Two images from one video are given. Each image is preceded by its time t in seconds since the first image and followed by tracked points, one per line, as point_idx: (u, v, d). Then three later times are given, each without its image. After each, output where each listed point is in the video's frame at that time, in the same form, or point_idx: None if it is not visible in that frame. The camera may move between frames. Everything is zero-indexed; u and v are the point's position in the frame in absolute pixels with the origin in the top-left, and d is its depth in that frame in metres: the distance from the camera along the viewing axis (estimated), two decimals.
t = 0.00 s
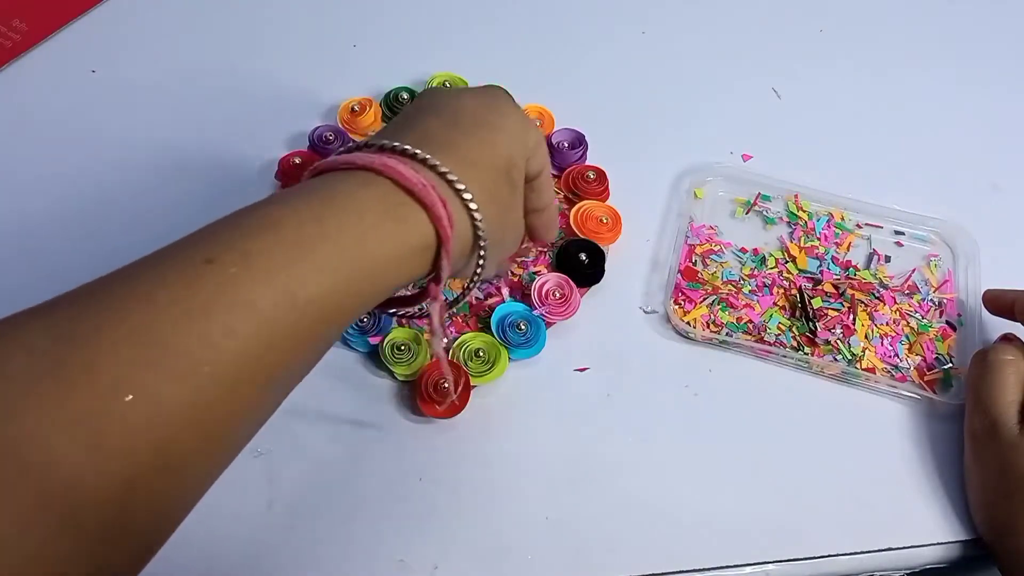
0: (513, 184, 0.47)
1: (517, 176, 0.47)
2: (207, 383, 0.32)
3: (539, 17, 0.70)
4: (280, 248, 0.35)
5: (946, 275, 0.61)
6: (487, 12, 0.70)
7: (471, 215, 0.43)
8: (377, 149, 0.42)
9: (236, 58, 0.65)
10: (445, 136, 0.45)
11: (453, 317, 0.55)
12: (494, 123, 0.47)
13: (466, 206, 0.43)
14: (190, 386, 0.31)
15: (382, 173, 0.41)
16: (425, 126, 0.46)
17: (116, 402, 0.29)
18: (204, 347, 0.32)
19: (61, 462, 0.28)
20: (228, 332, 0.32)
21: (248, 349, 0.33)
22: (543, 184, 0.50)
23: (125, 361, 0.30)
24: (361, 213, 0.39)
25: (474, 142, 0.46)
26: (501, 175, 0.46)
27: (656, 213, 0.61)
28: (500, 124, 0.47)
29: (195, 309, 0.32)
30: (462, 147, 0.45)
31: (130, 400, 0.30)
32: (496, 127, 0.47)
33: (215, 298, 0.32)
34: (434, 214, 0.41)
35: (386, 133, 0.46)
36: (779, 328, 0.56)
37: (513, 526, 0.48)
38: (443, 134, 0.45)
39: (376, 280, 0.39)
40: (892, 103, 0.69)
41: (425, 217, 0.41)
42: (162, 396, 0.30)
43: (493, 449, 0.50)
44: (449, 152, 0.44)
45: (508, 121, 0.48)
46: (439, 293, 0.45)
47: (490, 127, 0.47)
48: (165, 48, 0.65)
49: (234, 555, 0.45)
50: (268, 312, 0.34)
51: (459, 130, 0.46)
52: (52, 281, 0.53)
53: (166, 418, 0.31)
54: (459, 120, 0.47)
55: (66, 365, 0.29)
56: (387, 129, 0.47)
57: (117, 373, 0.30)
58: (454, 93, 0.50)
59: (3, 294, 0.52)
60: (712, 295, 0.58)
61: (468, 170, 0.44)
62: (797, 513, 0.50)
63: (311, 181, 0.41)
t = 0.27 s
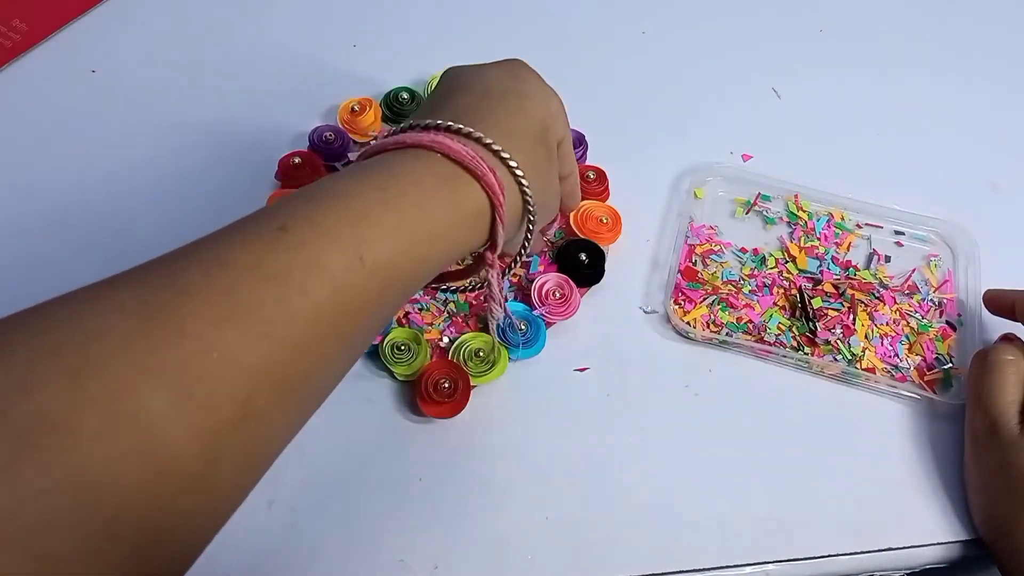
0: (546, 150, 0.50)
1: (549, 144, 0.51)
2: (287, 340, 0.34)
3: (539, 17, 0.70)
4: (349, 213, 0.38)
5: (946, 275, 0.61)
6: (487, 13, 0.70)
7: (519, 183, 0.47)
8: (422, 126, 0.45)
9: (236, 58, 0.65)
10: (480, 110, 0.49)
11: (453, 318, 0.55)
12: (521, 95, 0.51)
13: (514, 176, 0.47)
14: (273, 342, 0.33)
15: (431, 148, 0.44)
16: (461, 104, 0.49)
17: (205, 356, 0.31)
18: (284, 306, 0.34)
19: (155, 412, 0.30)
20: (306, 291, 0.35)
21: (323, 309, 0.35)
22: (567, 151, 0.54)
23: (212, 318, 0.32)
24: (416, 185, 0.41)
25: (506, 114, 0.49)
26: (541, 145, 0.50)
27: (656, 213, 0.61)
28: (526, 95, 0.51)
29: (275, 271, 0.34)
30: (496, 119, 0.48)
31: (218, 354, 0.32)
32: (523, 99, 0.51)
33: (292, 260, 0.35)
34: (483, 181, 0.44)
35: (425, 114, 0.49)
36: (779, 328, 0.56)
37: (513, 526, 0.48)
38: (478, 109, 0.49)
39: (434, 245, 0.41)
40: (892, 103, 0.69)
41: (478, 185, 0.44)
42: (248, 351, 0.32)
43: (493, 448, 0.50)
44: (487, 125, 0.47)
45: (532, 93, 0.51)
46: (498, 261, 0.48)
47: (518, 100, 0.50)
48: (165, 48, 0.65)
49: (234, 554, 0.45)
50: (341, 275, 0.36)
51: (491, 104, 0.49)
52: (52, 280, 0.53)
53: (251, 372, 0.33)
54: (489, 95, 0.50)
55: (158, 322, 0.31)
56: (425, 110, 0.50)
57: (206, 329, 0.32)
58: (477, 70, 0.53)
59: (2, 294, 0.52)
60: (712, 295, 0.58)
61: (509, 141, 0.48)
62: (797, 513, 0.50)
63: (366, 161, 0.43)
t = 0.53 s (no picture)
0: (547, 134, 0.51)
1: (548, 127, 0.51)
2: (294, 324, 0.34)
3: (539, 17, 0.70)
4: (358, 197, 0.38)
5: (946, 274, 0.61)
6: (487, 13, 0.70)
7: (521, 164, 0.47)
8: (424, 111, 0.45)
9: (235, 58, 0.65)
10: (479, 94, 0.49)
11: (453, 318, 0.55)
12: (519, 80, 0.51)
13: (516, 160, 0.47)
14: (281, 324, 0.33)
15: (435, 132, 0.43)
16: (461, 89, 0.49)
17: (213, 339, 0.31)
18: (292, 290, 0.34)
19: (162, 395, 0.30)
20: (313, 275, 0.35)
21: (330, 293, 0.35)
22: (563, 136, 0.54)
23: (220, 303, 0.32)
24: (423, 169, 0.41)
25: (505, 99, 0.49)
26: (541, 127, 0.50)
27: (656, 213, 0.61)
28: (524, 80, 0.51)
29: (284, 254, 0.34)
30: (496, 103, 0.48)
31: (227, 336, 0.32)
32: (523, 84, 0.51)
33: (300, 243, 0.35)
34: (488, 162, 0.44)
35: (425, 99, 0.49)
36: (779, 328, 0.56)
37: (514, 526, 0.48)
38: (478, 93, 0.49)
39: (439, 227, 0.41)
40: (892, 103, 0.69)
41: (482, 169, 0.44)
42: (255, 333, 0.33)
43: (493, 448, 0.50)
44: (488, 109, 0.48)
45: (531, 79, 0.52)
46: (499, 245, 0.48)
47: (517, 84, 0.51)
48: (165, 48, 0.65)
49: (234, 553, 0.45)
50: (348, 259, 0.36)
51: (491, 88, 0.49)
52: (51, 280, 0.53)
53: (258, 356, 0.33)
54: (487, 79, 0.50)
55: (167, 305, 0.31)
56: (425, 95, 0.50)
57: (214, 312, 0.32)
58: (475, 55, 0.53)
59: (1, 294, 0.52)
60: (712, 295, 0.58)
61: (511, 124, 0.48)
62: (796, 512, 0.50)
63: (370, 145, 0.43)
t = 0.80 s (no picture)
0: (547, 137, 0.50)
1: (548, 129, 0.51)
2: (290, 329, 0.34)
3: (539, 17, 0.70)
4: (356, 197, 0.38)
5: (946, 274, 0.61)
6: (487, 13, 0.70)
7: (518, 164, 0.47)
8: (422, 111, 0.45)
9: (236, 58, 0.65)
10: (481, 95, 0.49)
11: (453, 318, 0.55)
12: (522, 81, 0.51)
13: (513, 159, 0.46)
14: (279, 328, 0.33)
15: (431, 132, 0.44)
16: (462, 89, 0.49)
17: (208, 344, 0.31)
18: (288, 293, 0.34)
19: (156, 401, 0.30)
20: (312, 278, 0.34)
21: (326, 297, 0.35)
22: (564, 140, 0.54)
23: (216, 306, 0.32)
24: (420, 170, 0.41)
25: (507, 100, 0.49)
26: (541, 130, 0.50)
27: (656, 213, 0.61)
28: (526, 82, 0.51)
29: (279, 258, 0.34)
30: (497, 104, 0.48)
31: (224, 339, 0.32)
32: (524, 85, 0.51)
33: (297, 246, 0.35)
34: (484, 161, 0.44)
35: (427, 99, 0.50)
36: (778, 328, 0.56)
37: (514, 526, 0.48)
38: (479, 94, 0.49)
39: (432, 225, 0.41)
40: (892, 103, 0.69)
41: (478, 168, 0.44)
42: (253, 336, 0.32)
43: (492, 448, 0.50)
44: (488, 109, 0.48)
45: (533, 81, 0.52)
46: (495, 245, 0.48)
47: (519, 85, 0.51)
48: (166, 48, 0.65)
49: (234, 554, 0.45)
50: (345, 261, 0.36)
51: (492, 89, 0.50)
52: (51, 280, 0.53)
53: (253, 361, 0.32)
54: (489, 80, 0.50)
55: (162, 310, 0.31)
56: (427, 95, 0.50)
57: (209, 317, 0.32)
58: (478, 56, 0.54)
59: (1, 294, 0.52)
60: (711, 295, 0.58)
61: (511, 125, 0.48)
62: (796, 512, 0.50)
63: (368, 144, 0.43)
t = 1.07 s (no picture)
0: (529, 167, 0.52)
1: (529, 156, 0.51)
2: (283, 355, 0.36)
3: (540, 17, 0.70)
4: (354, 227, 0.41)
5: (946, 274, 0.61)
6: (487, 13, 0.70)
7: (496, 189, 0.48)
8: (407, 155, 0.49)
9: (236, 58, 0.65)
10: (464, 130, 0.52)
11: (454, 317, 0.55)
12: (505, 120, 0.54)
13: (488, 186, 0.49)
14: (276, 357, 0.36)
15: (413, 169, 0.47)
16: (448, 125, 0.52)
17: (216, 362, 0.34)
18: (288, 314, 0.36)
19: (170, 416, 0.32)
20: (308, 309, 0.37)
21: (324, 318, 0.37)
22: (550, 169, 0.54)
23: (218, 329, 0.34)
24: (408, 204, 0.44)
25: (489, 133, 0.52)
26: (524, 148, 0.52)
27: (656, 213, 0.61)
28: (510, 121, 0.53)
29: (276, 283, 0.37)
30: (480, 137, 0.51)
31: (227, 365, 0.34)
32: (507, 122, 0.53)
33: (294, 282, 0.37)
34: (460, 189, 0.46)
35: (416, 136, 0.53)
36: (779, 328, 0.56)
37: (514, 526, 0.48)
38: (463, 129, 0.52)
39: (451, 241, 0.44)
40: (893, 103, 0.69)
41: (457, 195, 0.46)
42: (252, 364, 0.35)
43: (493, 448, 0.50)
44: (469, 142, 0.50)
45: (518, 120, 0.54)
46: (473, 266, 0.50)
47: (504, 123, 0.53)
48: (166, 48, 0.65)
49: (234, 554, 0.45)
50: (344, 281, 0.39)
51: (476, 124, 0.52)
52: (51, 280, 0.53)
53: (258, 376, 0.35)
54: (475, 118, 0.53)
55: (168, 340, 0.33)
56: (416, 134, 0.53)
57: (214, 340, 0.34)
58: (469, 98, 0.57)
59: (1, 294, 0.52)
60: (712, 295, 0.58)
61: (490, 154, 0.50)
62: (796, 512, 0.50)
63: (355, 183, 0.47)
